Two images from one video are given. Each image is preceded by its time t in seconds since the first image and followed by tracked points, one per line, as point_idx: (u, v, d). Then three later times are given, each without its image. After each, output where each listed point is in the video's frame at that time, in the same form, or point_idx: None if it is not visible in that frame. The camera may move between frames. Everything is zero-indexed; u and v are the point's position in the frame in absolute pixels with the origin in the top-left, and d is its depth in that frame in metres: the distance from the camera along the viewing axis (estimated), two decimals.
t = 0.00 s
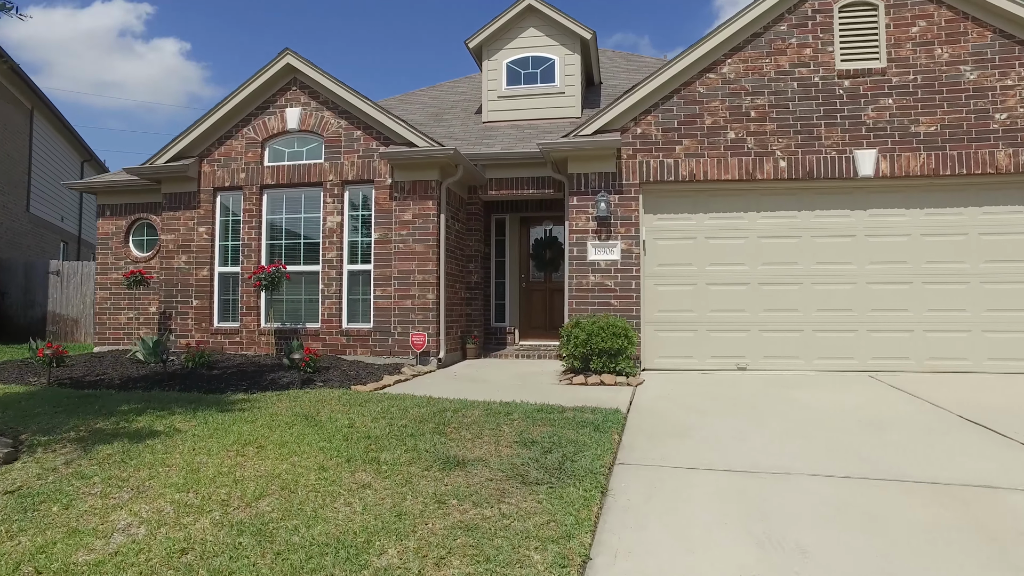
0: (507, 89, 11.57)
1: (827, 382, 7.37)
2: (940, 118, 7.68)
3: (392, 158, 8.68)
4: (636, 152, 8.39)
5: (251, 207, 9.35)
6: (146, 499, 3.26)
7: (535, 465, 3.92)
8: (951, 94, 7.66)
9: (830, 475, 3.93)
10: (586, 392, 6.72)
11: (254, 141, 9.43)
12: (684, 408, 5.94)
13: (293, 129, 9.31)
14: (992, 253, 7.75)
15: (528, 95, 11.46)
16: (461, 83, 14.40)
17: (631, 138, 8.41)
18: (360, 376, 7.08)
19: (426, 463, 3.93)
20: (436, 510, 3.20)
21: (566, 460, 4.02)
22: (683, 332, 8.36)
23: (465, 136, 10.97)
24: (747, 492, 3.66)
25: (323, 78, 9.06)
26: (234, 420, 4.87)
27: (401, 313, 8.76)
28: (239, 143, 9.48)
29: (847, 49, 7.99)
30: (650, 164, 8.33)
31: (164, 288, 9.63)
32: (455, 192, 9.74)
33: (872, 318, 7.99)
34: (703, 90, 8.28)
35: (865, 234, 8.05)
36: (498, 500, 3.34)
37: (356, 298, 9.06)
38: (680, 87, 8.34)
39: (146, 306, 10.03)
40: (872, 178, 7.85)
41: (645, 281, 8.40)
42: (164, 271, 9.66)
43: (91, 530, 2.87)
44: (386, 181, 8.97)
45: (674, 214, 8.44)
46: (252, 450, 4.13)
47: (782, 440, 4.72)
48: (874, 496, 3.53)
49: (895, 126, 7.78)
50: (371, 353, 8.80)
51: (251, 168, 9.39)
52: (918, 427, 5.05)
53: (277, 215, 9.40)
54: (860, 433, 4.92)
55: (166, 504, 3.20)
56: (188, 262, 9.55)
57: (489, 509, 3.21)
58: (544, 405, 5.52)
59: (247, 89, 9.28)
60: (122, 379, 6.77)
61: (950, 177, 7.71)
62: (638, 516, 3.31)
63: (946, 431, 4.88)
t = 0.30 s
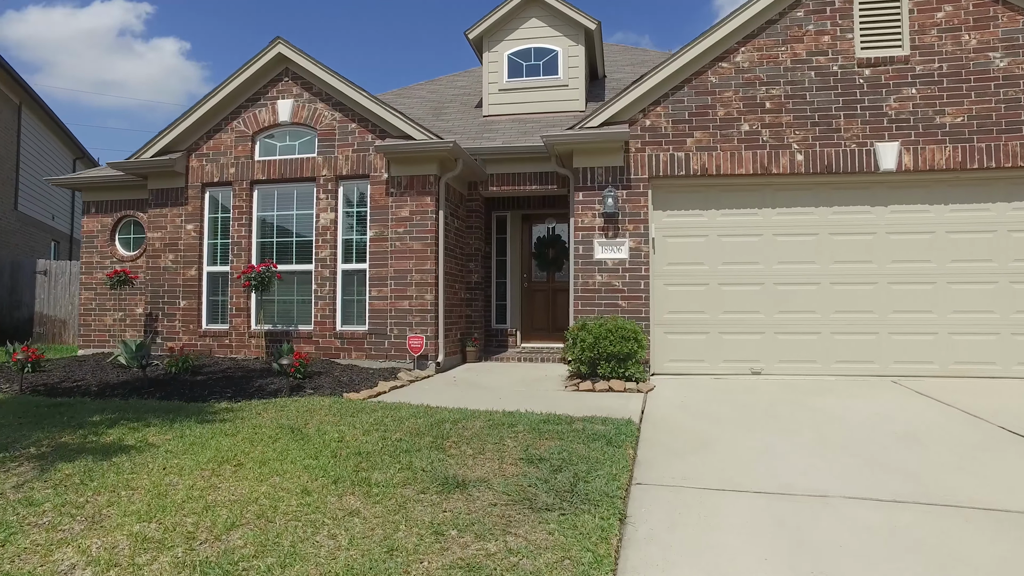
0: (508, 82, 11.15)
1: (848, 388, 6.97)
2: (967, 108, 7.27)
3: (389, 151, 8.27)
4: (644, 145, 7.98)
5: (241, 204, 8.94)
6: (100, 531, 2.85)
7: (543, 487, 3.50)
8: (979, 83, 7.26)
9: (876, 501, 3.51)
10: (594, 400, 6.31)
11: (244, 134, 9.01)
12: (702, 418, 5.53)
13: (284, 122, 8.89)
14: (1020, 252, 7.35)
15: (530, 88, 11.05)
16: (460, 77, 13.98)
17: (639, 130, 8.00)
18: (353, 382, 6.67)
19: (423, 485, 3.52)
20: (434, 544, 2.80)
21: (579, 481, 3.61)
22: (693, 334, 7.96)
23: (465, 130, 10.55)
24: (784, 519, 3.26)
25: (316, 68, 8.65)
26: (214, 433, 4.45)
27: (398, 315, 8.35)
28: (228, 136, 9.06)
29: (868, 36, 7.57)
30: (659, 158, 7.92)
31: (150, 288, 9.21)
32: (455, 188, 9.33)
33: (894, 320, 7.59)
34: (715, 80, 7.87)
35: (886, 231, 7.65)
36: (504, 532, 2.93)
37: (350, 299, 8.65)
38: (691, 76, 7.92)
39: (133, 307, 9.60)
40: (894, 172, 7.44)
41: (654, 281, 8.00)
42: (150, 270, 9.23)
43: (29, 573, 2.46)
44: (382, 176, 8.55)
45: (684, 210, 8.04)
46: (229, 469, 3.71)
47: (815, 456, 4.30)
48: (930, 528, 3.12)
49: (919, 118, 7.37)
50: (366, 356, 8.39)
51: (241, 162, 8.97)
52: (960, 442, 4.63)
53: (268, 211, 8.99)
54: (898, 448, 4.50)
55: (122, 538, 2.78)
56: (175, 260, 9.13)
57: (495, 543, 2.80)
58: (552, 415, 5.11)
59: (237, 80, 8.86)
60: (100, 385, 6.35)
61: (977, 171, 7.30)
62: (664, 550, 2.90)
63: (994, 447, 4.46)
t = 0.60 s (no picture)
0: (507, 72, 10.74)
1: (867, 391, 6.58)
2: (993, 95, 6.88)
3: (381, 142, 7.86)
4: (650, 135, 7.59)
5: (226, 198, 8.52)
6: (29, 568, 2.43)
7: (547, 509, 3.10)
8: (1004, 69, 6.87)
9: (924, 524, 3.11)
10: (599, 404, 5.90)
11: (229, 125, 8.58)
12: (716, 425, 5.13)
13: (272, 112, 8.47)
14: None
15: (530, 78, 10.64)
16: (456, 69, 13.55)
17: (645, 119, 7.60)
18: (342, 386, 6.25)
19: (411, 507, 3.12)
20: None
21: (587, 502, 3.20)
22: (702, 334, 7.57)
23: (462, 121, 10.13)
24: (823, 547, 2.86)
25: (304, 55, 8.22)
26: (182, 444, 4.02)
27: (390, 314, 7.94)
28: (213, 127, 8.63)
29: (886, 20, 7.17)
30: (666, 148, 7.52)
31: (131, 287, 8.77)
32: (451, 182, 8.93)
33: (913, 319, 7.19)
34: (724, 67, 7.46)
35: (905, 225, 7.25)
36: (504, 566, 2.52)
37: (341, 297, 8.24)
38: (699, 63, 7.52)
39: (114, 306, 9.16)
40: (914, 163, 7.04)
41: (661, 279, 7.60)
42: (131, 268, 8.79)
43: None
44: (374, 168, 8.14)
45: (692, 204, 7.65)
46: (193, 487, 3.29)
47: (847, 471, 3.90)
48: (991, 559, 2.73)
49: (940, 105, 6.97)
50: (357, 358, 7.99)
51: (226, 154, 8.55)
52: (1002, 453, 4.25)
53: (255, 206, 8.58)
54: (935, 460, 4.12)
55: None
56: (157, 257, 8.70)
57: None
58: (556, 423, 4.71)
59: (221, 68, 8.43)
60: (69, 390, 5.92)
61: (1002, 161, 6.92)
62: None
63: None
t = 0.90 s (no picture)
0: (506, 65, 10.32)
1: (892, 400, 6.18)
2: None
3: (374, 135, 7.43)
4: (658, 128, 7.17)
5: (211, 194, 8.08)
6: None
7: (556, 549, 2.67)
8: None
9: (996, 567, 2.68)
10: (606, 416, 5.49)
11: (214, 117, 8.14)
12: (737, 442, 4.71)
13: (258, 104, 8.03)
14: None
15: (530, 71, 10.22)
16: (454, 63, 13.13)
17: (653, 111, 7.18)
18: (331, 395, 5.82)
19: (399, 547, 2.69)
20: None
21: (600, 540, 2.75)
22: (713, 339, 7.17)
23: (459, 115, 9.71)
24: None
25: (292, 44, 7.78)
26: (144, 467, 3.57)
27: (383, 318, 7.51)
28: (196, 120, 8.19)
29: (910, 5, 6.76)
30: (675, 141, 7.10)
31: (111, 288, 8.33)
32: (448, 178, 8.51)
33: (939, 323, 6.78)
34: (737, 55, 7.04)
35: (930, 224, 6.84)
36: None
37: (331, 300, 7.81)
38: (711, 51, 7.10)
39: (94, 309, 8.71)
40: (940, 158, 6.62)
41: (669, 280, 7.21)
42: (111, 268, 8.35)
43: None
44: (366, 163, 7.71)
45: (703, 201, 7.25)
46: (146, 522, 2.85)
47: (895, 500, 3.49)
48: None
49: (968, 96, 6.56)
50: (348, 364, 7.55)
51: (210, 149, 8.11)
52: None
53: (241, 203, 8.14)
54: (992, 485, 3.69)
55: None
56: (138, 257, 8.24)
57: None
58: (564, 440, 4.29)
59: (205, 57, 7.98)
60: (34, 401, 5.47)
61: None
62: None
63: None
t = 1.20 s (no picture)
0: (510, 56, 9.85)
1: (930, 412, 5.72)
2: None
3: (371, 128, 6.96)
4: (675, 120, 6.70)
5: (197, 191, 7.61)
6: None
7: None
8: None
9: None
10: (623, 431, 5.03)
11: (200, 109, 7.67)
12: (773, 462, 4.27)
13: (248, 94, 7.55)
14: None
15: (535, 63, 9.76)
16: (455, 56, 12.66)
17: (668, 101, 6.71)
18: (323, 408, 5.35)
19: None
20: None
21: None
22: (734, 345, 6.71)
23: (460, 108, 9.23)
24: None
25: (284, 31, 7.31)
26: (99, 500, 3.08)
27: (380, 322, 7.04)
28: (181, 112, 7.70)
29: None
30: (692, 134, 6.64)
31: (91, 291, 7.84)
32: (449, 174, 8.06)
33: (977, 328, 6.32)
34: (759, 41, 6.57)
35: (967, 222, 6.37)
36: None
37: (325, 303, 7.34)
38: (731, 36, 6.63)
39: (74, 312, 8.23)
40: (979, 150, 6.15)
41: (686, 282, 6.76)
42: (91, 269, 7.86)
43: None
44: (361, 157, 7.24)
45: (722, 198, 6.81)
46: None
47: (971, 541, 3.04)
48: None
49: (1010, 84, 6.10)
50: (343, 372, 7.08)
51: (196, 142, 7.63)
52: None
53: (229, 200, 7.68)
54: None
55: None
56: (120, 258, 7.76)
57: None
58: (582, 464, 3.83)
59: (190, 45, 7.50)
60: None
61: None
62: None
63: None
